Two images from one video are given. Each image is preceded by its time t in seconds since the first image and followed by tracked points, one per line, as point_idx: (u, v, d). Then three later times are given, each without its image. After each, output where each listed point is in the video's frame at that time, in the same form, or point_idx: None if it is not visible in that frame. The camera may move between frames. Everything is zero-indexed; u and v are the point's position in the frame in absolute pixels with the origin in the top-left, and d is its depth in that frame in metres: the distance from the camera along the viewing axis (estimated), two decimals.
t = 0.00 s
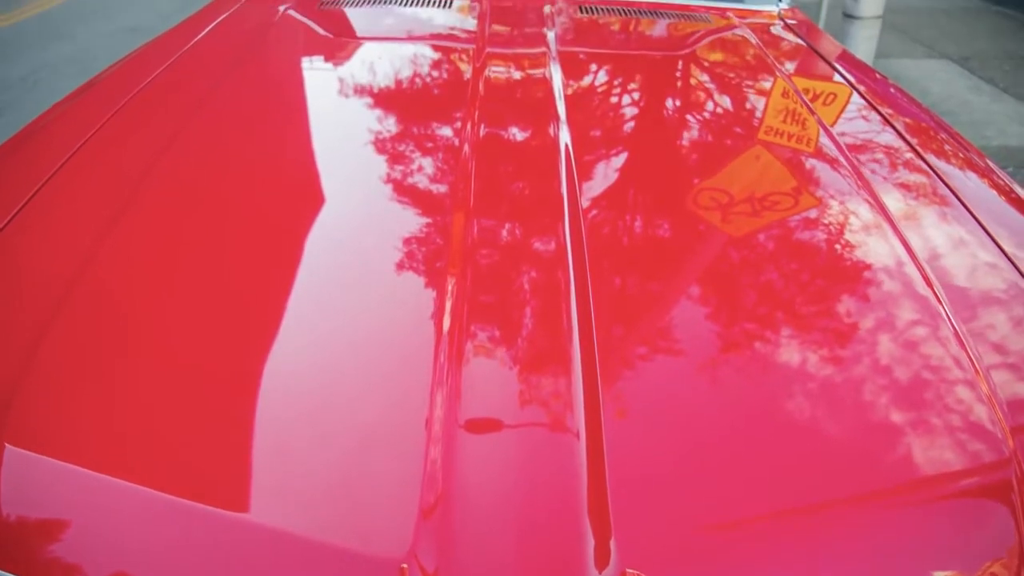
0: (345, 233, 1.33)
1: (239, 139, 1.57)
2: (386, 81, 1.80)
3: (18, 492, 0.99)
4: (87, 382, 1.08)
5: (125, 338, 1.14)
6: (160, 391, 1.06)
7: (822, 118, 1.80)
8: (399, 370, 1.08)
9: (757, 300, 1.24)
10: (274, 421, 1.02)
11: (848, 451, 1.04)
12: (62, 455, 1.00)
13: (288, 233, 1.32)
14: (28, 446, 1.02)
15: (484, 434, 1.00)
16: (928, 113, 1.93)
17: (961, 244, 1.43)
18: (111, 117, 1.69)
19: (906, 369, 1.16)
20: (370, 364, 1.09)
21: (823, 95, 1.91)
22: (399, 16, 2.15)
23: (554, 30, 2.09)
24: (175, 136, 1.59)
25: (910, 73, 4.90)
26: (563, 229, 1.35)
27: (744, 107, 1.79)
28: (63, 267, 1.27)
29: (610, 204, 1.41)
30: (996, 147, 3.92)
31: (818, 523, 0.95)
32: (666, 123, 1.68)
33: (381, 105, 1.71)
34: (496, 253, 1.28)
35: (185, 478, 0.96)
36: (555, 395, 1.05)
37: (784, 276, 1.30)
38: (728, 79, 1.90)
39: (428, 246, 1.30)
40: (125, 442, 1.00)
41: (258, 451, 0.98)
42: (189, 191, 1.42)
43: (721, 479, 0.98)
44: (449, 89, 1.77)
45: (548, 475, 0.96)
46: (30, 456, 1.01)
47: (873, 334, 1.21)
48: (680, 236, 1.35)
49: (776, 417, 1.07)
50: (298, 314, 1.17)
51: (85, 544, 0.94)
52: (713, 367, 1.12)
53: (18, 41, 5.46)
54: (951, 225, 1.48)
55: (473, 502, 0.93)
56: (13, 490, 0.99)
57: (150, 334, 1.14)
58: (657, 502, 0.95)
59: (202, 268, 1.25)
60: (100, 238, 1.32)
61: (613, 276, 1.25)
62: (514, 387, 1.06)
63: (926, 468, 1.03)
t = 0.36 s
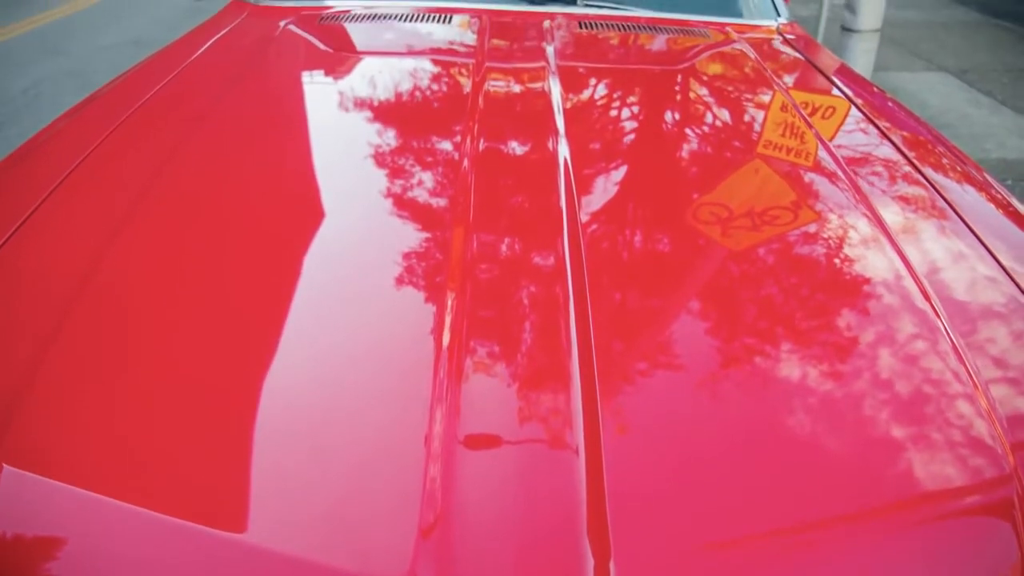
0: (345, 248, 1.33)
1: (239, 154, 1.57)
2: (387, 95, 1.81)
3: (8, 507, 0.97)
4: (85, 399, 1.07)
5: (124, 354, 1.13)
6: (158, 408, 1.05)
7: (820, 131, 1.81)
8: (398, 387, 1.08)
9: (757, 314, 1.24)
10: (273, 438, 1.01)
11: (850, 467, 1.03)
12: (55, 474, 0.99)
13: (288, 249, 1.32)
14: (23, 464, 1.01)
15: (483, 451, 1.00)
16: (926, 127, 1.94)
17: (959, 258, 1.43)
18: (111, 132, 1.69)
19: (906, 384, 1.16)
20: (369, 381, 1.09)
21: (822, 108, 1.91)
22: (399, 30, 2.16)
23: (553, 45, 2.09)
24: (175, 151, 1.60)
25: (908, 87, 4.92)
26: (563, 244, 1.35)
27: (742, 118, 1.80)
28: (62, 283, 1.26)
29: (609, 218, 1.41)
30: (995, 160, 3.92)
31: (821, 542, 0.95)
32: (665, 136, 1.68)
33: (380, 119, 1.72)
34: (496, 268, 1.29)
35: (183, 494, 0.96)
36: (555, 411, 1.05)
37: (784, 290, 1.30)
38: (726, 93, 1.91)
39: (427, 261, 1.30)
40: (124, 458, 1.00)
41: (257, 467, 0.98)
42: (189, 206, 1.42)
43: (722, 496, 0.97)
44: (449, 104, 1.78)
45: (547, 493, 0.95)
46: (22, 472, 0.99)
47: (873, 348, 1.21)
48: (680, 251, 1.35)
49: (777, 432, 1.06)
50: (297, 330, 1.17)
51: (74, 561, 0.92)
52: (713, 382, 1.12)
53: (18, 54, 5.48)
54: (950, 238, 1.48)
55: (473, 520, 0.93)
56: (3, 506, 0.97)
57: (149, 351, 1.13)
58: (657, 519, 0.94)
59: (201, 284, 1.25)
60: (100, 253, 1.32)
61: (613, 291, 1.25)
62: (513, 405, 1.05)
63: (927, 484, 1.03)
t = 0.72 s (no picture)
0: (346, 264, 1.33)
1: (240, 170, 1.58)
2: (387, 111, 1.82)
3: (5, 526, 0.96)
4: (84, 416, 1.07)
5: (123, 372, 1.13)
6: (157, 425, 1.05)
7: (819, 146, 1.81)
8: (397, 404, 1.08)
9: (757, 329, 1.24)
10: (272, 455, 1.01)
11: (851, 484, 1.03)
12: (53, 493, 0.98)
13: (289, 266, 1.33)
14: (21, 482, 1.00)
15: (482, 468, 0.99)
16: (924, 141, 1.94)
17: (959, 272, 1.43)
18: (112, 149, 1.70)
19: (907, 400, 1.15)
20: (369, 398, 1.08)
21: (821, 123, 1.92)
22: (399, 46, 2.17)
23: (553, 61, 2.10)
24: (176, 167, 1.60)
25: (907, 100, 4.93)
26: (563, 259, 1.35)
27: (740, 131, 1.81)
28: (63, 300, 1.26)
29: (609, 234, 1.41)
30: (996, 174, 3.93)
31: (823, 561, 0.94)
32: (664, 151, 1.69)
33: (380, 134, 1.73)
34: (495, 284, 1.29)
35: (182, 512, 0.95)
36: (555, 428, 1.05)
37: (784, 306, 1.29)
38: (725, 108, 1.91)
39: (427, 277, 1.30)
40: (123, 477, 0.99)
41: (256, 484, 0.98)
42: (189, 222, 1.43)
43: (722, 514, 0.97)
44: (449, 119, 1.79)
45: (547, 511, 0.95)
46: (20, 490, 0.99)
47: (874, 363, 1.21)
48: (680, 266, 1.35)
49: (778, 448, 1.06)
50: (296, 346, 1.17)
51: None
52: (714, 399, 1.12)
53: (21, 70, 5.51)
54: (949, 252, 1.48)
55: (472, 538, 0.92)
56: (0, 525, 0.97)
57: (148, 368, 1.13)
58: (658, 538, 0.93)
59: (201, 301, 1.25)
60: (100, 271, 1.32)
61: (613, 307, 1.25)
62: (512, 422, 1.05)
63: (929, 501, 1.02)
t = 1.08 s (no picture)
0: (345, 279, 1.33)
1: (240, 185, 1.58)
2: (387, 125, 1.83)
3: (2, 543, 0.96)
4: (83, 433, 1.06)
5: (122, 388, 1.13)
6: (156, 442, 1.05)
7: (819, 160, 1.81)
8: (396, 420, 1.07)
9: (757, 344, 1.24)
10: (270, 472, 1.00)
11: (852, 501, 1.02)
12: (50, 509, 0.98)
13: (288, 281, 1.32)
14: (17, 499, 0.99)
15: (482, 485, 0.99)
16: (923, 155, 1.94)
17: (958, 286, 1.43)
18: (113, 164, 1.70)
19: (909, 414, 1.15)
20: (368, 414, 1.08)
21: (820, 137, 1.92)
22: (399, 61, 2.18)
23: (553, 75, 2.11)
24: (177, 182, 1.60)
25: (906, 114, 4.95)
26: (562, 274, 1.35)
27: (740, 144, 1.82)
28: (63, 316, 1.26)
29: (609, 249, 1.41)
30: (996, 188, 3.93)
31: None
32: (664, 165, 1.69)
33: (380, 148, 1.74)
34: (495, 299, 1.29)
35: (179, 529, 0.95)
36: (554, 445, 1.04)
37: (784, 320, 1.29)
38: (725, 122, 1.91)
39: (427, 292, 1.30)
40: (120, 492, 0.99)
41: (255, 500, 0.97)
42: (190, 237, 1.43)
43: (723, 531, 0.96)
44: (449, 133, 1.80)
45: (546, 529, 0.94)
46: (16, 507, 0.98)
47: (875, 378, 1.20)
48: (680, 281, 1.35)
49: (777, 464, 1.05)
50: (295, 362, 1.16)
51: None
52: (714, 414, 1.11)
53: (23, 83, 5.53)
54: (949, 266, 1.48)
55: (471, 555, 0.91)
56: None
57: (147, 384, 1.13)
58: (658, 555, 0.93)
59: (201, 316, 1.25)
60: (101, 286, 1.32)
61: (614, 322, 1.25)
62: (512, 439, 1.05)
63: (930, 517, 1.02)
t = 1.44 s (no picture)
0: (346, 292, 1.33)
1: (241, 198, 1.58)
2: (387, 137, 1.83)
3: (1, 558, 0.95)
4: (82, 446, 1.06)
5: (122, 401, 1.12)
6: (155, 456, 1.04)
7: (818, 172, 1.82)
8: (396, 434, 1.07)
9: (758, 357, 1.24)
10: (268, 486, 1.00)
11: (853, 515, 1.02)
12: (50, 524, 0.97)
13: (289, 294, 1.32)
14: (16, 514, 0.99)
15: (481, 499, 0.98)
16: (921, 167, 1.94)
17: (958, 298, 1.43)
18: (115, 177, 1.70)
19: (910, 427, 1.15)
20: (367, 428, 1.07)
21: (819, 148, 1.93)
22: (399, 73, 2.19)
23: (552, 88, 2.11)
24: (178, 194, 1.60)
25: (905, 125, 4.96)
26: (563, 287, 1.36)
27: (740, 156, 1.82)
28: (64, 329, 1.26)
29: (609, 262, 1.42)
30: (995, 200, 3.93)
31: None
32: (664, 178, 1.69)
33: (380, 159, 1.74)
34: (495, 312, 1.29)
35: (174, 558, 0.93)
36: (554, 459, 1.04)
37: (784, 333, 1.29)
38: (724, 133, 1.92)
39: (427, 305, 1.30)
40: (120, 507, 0.98)
41: (253, 515, 0.97)
42: (190, 250, 1.43)
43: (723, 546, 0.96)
44: (449, 144, 1.80)
45: (546, 544, 0.94)
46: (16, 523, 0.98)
47: (876, 391, 1.20)
48: (680, 294, 1.35)
49: (778, 479, 1.05)
50: (295, 375, 1.16)
51: None
52: (715, 428, 1.11)
53: (25, 93, 5.55)
54: (948, 278, 1.48)
55: (471, 572, 0.91)
56: None
57: (147, 398, 1.13)
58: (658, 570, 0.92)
59: (201, 329, 1.25)
60: (102, 299, 1.32)
61: (614, 335, 1.25)
62: (512, 454, 1.04)
63: (931, 532, 1.01)
